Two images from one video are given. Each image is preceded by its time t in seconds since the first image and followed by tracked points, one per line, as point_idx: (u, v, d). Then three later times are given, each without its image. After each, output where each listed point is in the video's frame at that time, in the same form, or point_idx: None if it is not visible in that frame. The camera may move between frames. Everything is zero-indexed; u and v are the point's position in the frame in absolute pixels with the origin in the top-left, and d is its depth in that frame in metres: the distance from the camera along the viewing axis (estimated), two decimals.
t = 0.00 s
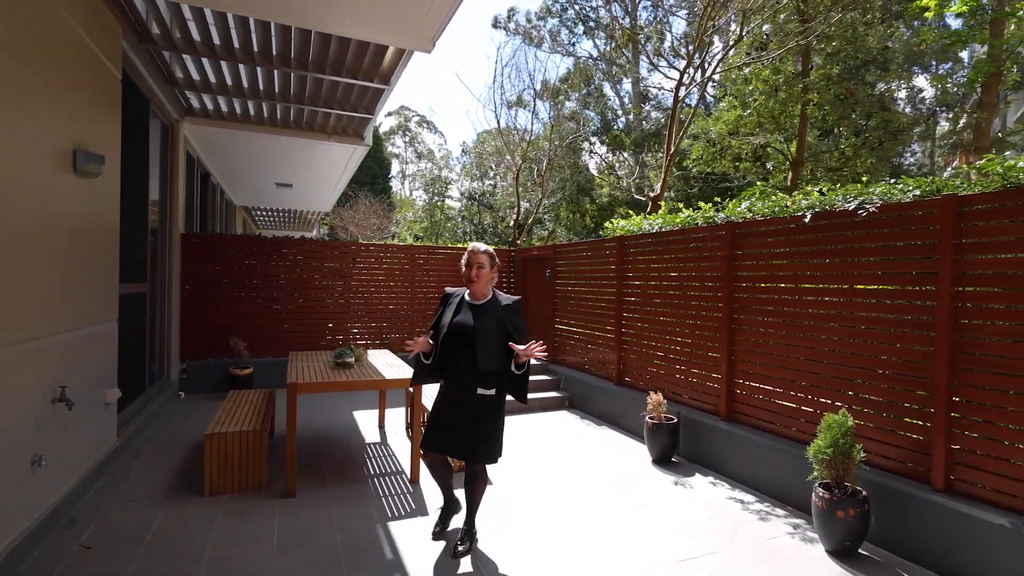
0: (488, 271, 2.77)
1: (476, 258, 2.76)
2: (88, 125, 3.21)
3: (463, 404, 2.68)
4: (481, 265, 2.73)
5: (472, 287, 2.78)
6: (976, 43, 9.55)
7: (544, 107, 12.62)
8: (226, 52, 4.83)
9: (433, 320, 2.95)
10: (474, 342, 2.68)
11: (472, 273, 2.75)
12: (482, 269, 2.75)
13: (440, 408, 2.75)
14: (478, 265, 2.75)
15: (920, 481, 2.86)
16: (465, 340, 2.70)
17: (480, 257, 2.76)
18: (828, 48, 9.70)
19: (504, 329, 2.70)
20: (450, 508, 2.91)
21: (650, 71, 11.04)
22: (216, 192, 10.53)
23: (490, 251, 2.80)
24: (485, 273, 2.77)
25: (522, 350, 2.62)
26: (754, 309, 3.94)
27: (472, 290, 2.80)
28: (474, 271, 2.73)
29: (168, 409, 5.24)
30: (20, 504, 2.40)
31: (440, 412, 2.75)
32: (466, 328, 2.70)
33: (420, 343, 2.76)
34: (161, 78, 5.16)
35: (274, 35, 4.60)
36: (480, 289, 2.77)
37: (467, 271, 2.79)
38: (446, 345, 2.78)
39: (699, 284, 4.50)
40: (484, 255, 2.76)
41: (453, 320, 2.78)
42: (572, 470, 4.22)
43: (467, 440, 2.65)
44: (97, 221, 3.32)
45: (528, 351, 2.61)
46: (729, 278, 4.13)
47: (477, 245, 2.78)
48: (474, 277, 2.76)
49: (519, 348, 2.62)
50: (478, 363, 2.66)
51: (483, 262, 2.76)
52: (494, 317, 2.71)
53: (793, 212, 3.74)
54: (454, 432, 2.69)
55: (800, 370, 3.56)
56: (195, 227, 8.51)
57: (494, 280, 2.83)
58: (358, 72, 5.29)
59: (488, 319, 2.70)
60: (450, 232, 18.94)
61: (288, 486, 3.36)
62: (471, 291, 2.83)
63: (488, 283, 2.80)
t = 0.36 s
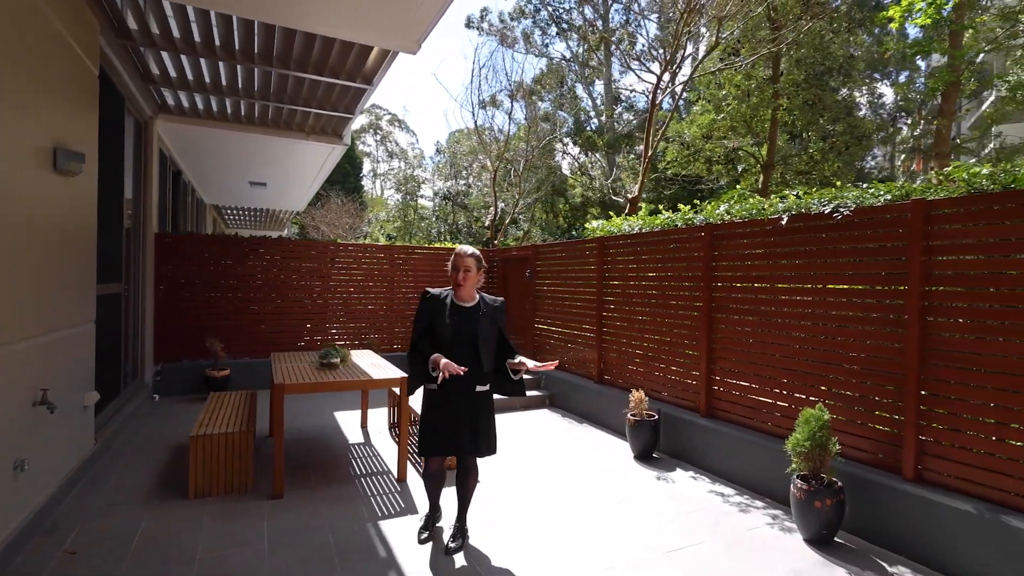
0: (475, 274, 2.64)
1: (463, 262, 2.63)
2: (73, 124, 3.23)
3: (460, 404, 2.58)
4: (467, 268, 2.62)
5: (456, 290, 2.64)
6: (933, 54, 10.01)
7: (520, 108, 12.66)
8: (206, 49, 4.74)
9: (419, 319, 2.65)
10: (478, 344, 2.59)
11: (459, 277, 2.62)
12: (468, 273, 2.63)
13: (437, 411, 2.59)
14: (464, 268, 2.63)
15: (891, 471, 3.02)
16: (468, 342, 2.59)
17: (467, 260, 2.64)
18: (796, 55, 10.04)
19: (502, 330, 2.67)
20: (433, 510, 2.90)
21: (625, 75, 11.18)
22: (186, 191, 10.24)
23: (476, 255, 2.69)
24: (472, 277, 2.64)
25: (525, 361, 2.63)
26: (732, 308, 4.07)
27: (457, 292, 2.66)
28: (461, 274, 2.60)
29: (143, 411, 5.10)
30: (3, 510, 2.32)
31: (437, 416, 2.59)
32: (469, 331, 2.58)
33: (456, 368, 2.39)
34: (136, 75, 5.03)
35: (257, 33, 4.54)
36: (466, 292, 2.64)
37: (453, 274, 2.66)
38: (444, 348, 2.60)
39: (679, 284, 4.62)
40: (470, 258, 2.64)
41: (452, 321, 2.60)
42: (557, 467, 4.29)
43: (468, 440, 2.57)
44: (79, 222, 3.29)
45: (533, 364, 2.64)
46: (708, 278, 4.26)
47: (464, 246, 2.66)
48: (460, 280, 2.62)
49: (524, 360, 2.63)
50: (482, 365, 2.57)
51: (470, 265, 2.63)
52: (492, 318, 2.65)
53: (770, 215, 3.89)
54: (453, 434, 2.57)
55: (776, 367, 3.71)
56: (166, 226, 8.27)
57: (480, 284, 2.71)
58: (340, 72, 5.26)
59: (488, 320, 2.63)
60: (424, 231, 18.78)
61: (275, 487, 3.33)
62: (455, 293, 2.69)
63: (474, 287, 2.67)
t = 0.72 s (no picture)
0: (464, 277, 2.68)
1: (453, 264, 2.66)
2: (55, 123, 3.22)
3: (451, 404, 2.62)
4: (457, 270, 2.65)
5: (446, 291, 2.67)
6: (893, 64, 10.46)
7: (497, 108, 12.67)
8: (185, 46, 4.67)
9: (410, 320, 2.67)
10: (468, 345, 2.63)
11: (449, 278, 2.65)
12: (458, 275, 2.66)
13: (430, 412, 2.62)
14: (454, 271, 2.65)
15: (859, 461, 3.20)
16: (459, 343, 2.63)
17: (456, 262, 2.66)
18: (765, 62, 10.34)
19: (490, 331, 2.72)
20: (426, 508, 2.94)
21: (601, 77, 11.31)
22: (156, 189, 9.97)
23: (467, 256, 2.71)
24: (462, 279, 2.67)
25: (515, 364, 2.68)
26: (708, 308, 4.23)
27: (447, 294, 2.69)
28: (451, 278, 2.64)
29: (117, 415, 4.98)
30: None
31: (430, 416, 2.62)
32: (459, 334, 2.63)
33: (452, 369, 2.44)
34: (109, 71, 4.90)
35: (239, 31, 4.49)
36: (456, 294, 2.68)
37: (443, 276, 2.68)
38: (435, 349, 2.63)
39: (657, 284, 4.76)
40: (460, 260, 2.67)
41: (443, 322, 2.63)
42: (540, 464, 4.37)
43: (461, 439, 2.62)
44: (56, 221, 3.22)
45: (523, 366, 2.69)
46: (686, 279, 4.41)
47: (454, 249, 2.68)
48: (450, 283, 2.66)
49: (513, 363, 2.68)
50: (472, 365, 2.62)
51: (460, 268, 2.66)
52: (482, 319, 2.69)
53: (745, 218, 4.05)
54: (446, 434, 2.62)
55: (751, 363, 3.88)
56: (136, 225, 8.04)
57: (469, 286, 2.75)
58: (322, 72, 5.23)
59: (478, 321, 2.68)
60: (399, 231, 18.63)
61: (262, 489, 3.32)
62: (445, 295, 2.72)
63: (464, 289, 2.71)
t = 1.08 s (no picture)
0: (457, 274, 2.74)
1: (446, 261, 2.71)
2: (27, 119, 3.13)
3: (443, 401, 2.67)
4: (450, 268, 2.70)
5: (439, 289, 2.72)
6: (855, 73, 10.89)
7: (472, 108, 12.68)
8: (161, 43, 4.59)
9: (403, 320, 2.72)
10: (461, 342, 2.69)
11: (441, 276, 2.71)
12: (450, 272, 2.72)
13: (422, 409, 2.65)
14: (447, 268, 2.71)
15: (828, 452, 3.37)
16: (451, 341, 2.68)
17: (449, 260, 2.72)
18: (735, 68, 10.64)
19: (482, 329, 2.77)
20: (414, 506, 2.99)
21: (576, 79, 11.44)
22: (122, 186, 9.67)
23: (458, 255, 2.77)
24: (454, 276, 2.73)
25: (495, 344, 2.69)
26: (685, 306, 4.37)
27: (440, 292, 2.74)
28: (444, 274, 2.69)
29: (88, 419, 4.85)
30: None
31: (422, 412, 2.66)
32: (451, 332, 2.68)
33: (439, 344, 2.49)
34: (80, 65, 4.78)
35: (219, 28, 4.44)
36: (448, 292, 2.73)
37: (436, 274, 2.73)
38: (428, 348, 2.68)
39: (635, 283, 4.89)
40: (453, 258, 2.73)
41: (435, 321, 2.69)
42: (523, 460, 4.45)
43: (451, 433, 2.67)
44: (28, 219, 3.12)
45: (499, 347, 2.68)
46: (663, 278, 4.55)
47: (446, 248, 2.75)
48: (443, 280, 2.71)
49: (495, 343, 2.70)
50: (465, 363, 2.68)
51: (453, 265, 2.72)
52: (474, 317, 2.75)
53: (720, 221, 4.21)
54: (438, 429, 2.66)
55: (726, 360, 4.03)
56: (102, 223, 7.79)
57: (461, 284, 2.80)
58: (302, 71, 5.21)
59: (470, 319, 2.73)
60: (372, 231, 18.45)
61: (247, 490, 3.31)
62: (437, 293, 2.77)
63: (456, 287, 2.76)
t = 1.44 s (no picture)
0: (449, 273, 2.75)
1: (438, 261, 2.72)
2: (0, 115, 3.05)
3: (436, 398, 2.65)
4: (443, 267, 2.72)
5: (431, 288, 2.74)
6: (821, 79, 11.25)
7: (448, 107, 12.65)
8: (137, 38, 4.51)
9: (392, 318, 2.71)
10: (453, 340, 2.73)
11: (434, 275, 2.72)
12: (443, 271, 2.73)
13: (415, 407, 2.62)
14: (439, 267, 2.72)
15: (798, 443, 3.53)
16: (444, 339, 2.70)
17: (441, 260, 2.73)
18: (707, 73, 10.89)
19: (472, 329, 2.82)
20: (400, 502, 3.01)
21: (551, 80, 11.54)
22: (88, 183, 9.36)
23: (449, 254, 2.78)
24: (447, 275, 2.74)
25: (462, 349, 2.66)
26: (662, 304, 4.49)
27: (432, 292, 2.76)
28: (437, 274, 2.70)
29: (58, 422, 4.72)
30: None
31: (415, 411, 2.62)
32: (442, 329, 2.71)
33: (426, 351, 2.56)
34: (49, 59, 4.65)
35: (197, 26, 4.40)
36: (440, 291, 2.75)
37: (428, 273, 2.75)
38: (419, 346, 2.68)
39: (613, 282, 5.01)
40: (445, 257, 2.74)
41: (428, 318, 2.70)
42: (504, 456, 4.51)
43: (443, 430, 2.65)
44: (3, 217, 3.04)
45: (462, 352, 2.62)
46: (640, 277, 4.67)
47: (437, 247, 2.75)
48: (435, 279, 2.72)
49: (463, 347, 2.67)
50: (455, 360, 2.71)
51: (445, 264, 2.73)
52: (465, 315, 2.80)
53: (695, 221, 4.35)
54: (433, 428, 2.63)
55: (702, 356, 4.16)
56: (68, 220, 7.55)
57: (453, 283, 2.82)
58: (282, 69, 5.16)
59: (461, 317, 2.78)
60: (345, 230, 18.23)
61: (229, 490, 3.29)
62: (429, 292, 2.79)
63: (447, 286, 2.78)
